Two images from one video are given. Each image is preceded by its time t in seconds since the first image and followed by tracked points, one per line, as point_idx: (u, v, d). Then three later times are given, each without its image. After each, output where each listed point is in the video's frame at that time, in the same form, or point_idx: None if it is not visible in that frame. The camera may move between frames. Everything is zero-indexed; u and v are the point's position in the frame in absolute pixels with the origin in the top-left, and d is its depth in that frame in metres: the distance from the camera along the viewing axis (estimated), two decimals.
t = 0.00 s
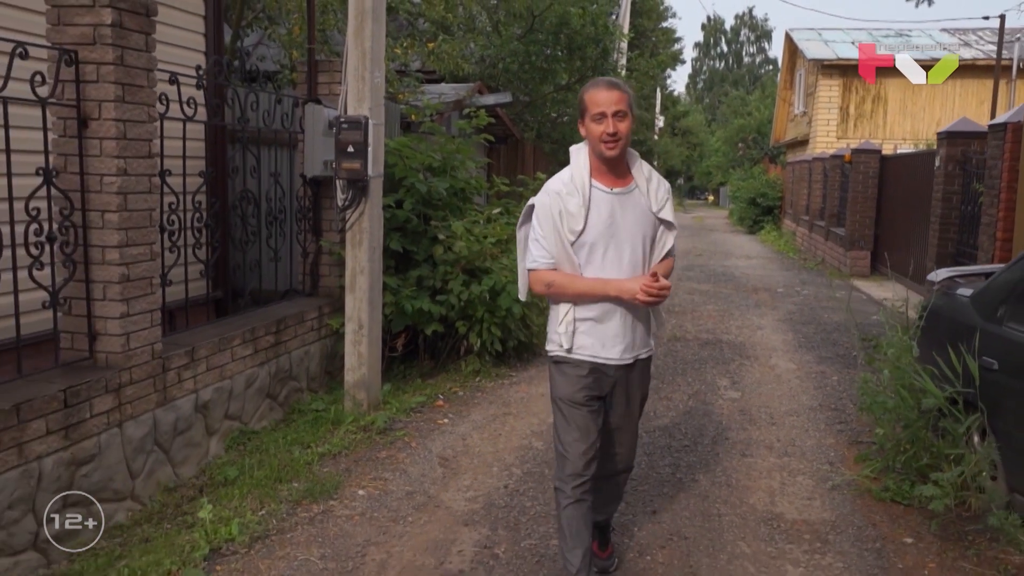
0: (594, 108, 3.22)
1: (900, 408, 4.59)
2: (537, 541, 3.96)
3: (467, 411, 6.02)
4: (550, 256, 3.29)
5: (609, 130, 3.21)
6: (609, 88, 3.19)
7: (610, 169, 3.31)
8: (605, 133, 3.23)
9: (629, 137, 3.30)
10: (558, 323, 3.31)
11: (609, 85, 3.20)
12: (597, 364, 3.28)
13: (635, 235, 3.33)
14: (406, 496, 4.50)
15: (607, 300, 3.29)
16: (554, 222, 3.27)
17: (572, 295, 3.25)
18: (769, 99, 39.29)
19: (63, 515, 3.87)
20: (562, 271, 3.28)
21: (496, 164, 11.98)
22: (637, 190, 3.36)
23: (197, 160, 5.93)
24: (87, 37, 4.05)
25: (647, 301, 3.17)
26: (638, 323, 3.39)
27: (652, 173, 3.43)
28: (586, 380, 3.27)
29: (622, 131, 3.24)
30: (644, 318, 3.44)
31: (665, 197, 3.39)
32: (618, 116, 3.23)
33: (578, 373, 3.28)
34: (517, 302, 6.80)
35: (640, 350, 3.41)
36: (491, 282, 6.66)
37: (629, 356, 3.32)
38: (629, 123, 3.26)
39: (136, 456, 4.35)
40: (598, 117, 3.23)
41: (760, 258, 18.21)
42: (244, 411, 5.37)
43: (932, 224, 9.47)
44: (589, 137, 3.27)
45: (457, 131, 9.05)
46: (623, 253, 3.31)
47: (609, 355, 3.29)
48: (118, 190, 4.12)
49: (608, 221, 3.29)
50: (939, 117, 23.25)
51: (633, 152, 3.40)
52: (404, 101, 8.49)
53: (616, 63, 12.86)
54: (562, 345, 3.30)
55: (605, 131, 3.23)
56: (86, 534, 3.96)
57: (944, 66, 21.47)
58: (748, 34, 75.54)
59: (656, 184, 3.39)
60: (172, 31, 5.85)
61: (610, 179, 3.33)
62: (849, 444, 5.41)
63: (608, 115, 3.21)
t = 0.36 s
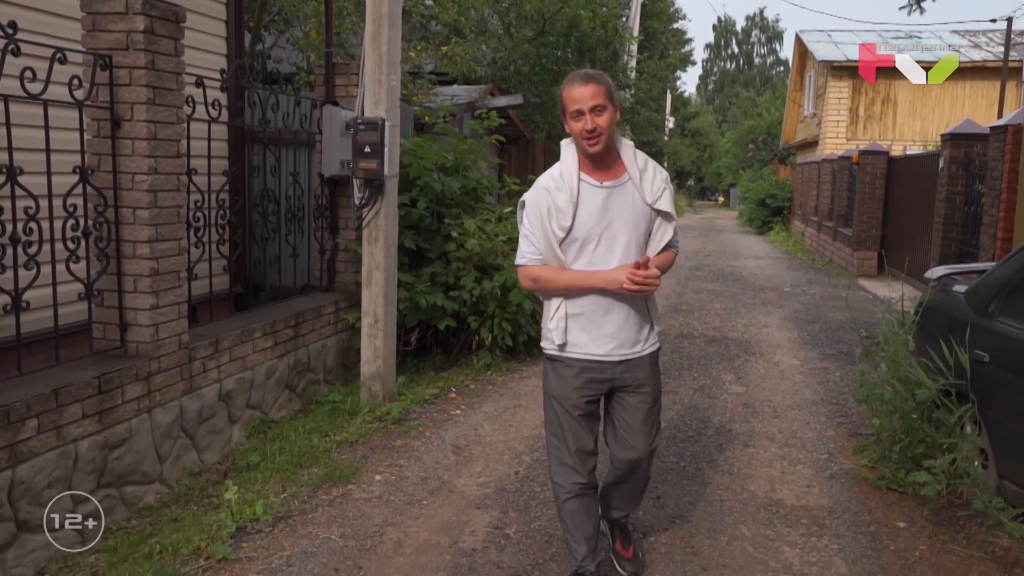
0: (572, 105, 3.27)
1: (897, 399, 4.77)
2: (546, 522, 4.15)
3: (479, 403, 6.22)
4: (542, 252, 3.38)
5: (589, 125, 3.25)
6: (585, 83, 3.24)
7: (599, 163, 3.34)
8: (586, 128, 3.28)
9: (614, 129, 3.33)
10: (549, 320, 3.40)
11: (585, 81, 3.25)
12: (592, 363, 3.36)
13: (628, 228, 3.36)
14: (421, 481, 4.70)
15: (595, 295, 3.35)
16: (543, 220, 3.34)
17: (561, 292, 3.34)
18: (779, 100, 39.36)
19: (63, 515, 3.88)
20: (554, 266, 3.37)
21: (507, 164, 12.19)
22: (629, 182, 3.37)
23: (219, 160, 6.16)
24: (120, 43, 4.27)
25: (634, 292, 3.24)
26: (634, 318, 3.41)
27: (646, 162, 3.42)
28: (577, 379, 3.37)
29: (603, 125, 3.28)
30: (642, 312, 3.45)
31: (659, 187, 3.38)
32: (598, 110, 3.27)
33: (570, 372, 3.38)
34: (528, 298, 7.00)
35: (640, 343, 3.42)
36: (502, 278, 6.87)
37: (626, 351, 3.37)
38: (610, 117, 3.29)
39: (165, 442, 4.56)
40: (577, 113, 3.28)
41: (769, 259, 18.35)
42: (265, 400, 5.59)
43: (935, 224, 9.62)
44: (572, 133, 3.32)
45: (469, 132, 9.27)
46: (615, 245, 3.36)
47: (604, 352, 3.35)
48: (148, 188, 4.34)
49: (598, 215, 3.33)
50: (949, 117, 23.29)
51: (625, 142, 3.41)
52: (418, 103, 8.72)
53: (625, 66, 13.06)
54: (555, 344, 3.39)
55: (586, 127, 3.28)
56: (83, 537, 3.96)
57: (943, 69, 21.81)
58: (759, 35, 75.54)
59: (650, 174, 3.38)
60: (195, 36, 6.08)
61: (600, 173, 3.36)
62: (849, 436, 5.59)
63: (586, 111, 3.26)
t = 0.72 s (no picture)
0: (576, 99, 3.19)
1: (889, 388, 4.97)
2: (553, 504, 4.35)
3: (487, 394, 6.41)
4: (537, 247, 3.34)
5: (590, 120, 3.17)
6: (589, 78, 3.15)
7: (599, 161, 3.26)
8: (589, 125, 3.19)
9: (617, 127, 3.23)
10: (540, 312, 3.35)
11: (591, 76, 3.16)
12: (582, 356, 3.26)
13: (623, 228, 3.23)
14: (433, 466, 4.90)
15: (586, 290, 3.26)
16: (537, 214, 3.30)
17: (550, 285, 3.29)
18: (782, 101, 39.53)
19: (63, 515, 3.90)
20: (546, 260, 3.33)
21: (512, 164, 12.40)
22: (629, 181, 3.24)
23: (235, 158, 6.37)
24: (147, 46, 4.47)
25: (611, 291, 3.14)
26: (630, 314, 3.26)
27: (651, 163, 3.27)
28: (569, 372, 3.30)
29: (605, 122, 3.18)
30: (640, 310, 3.27)
31: (660, 188, 3.21)
32: (601, 108, 3.17)
33: (563, 365, 3.31)
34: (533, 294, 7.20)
35: (637, 340, 3.24)
36: (509, 275, 7.07)
37: (617, 346, 3.23)
38: (614, 115, 3.19)
39: (187, 428, 4.76)
40: (581, 108, 3.19)
41: (770, 258, 18.54)
42: (280, 392, 5.78)
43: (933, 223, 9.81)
44: (575, 128, 3.24)
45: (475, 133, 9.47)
46: (606, 244, 3.24)
47: (594, 345, 3.24)
48: (173, 185, 4.54)
49: (591, 213, 3.24)
50: (950, 118, 23.46)
51: (631, 142, 3.29)
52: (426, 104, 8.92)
53: (628, 67, 13.28)
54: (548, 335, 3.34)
55: (588, 123, 3.19)
56: (84, 536, 3.98)
57: (942, 68, 22.31)
58: (762, 36, 75.70)
59: (652, 175, 3.23)
60: (211, 39, 6.28)
61: (600, 171, 3.27)
62: (845, 425, 5.78)
63: (590, 106, 3.16)
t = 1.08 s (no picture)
0: (604, 97, 3.24)
1: (882, 380, 5.17)
2: (560, 489, 4.55)
3: (493, 387, 6.61)
4: (553, 249, 3.41)
5: (616, 118, 3.20)
6: (617, 77, 3.20)
7: (619, 163, 3.29)
8: (615, 124, 3.22)
9: (642, 130, 3.25)
10: (557, 317, 3.41)
11: (621, 75, 3.21)
12: (593, 364, 3.29)
13: (636, 232, 3.23)
14: (442, 454, 5.09)
15: (598, 297, 3.28)
16: (555, 215, 3.38)
17: (562, 290, 3.34)
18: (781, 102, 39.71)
19: (64, 515, 3.89)
20: (561, 262, 3.38)
21: (515, 164, 12.61)
22: (646, 184, 3.25)
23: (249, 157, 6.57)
24: (170, 50, 4.66)
25: (616, 299, 3.15)
26: (642, 324, 3.25)
27: (672, 169, 3.27)
28: (581, 378, 3.33)
29: (632, 122, 3.21)
30: (654, 319, 3.25)
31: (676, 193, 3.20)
32: (629, 106, 3.20)
33: (575, 369, 3.34)
34: (538, 290, 7.40)
35: (649, 352, 3.23)
36: (514, 271, 7.26)
37: (628, 357, 3.24)
38: (641, 115, 3.22)
39: (207, 417, 4.96)
40: (608, 106, 3.23)
41: (769, 257, 18.75)
42: (293, 384, 5.97)
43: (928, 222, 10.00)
44: (600, 128, 3.28)
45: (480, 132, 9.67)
46: (617, 247, 3.25)
47: (605, 356, 3.27)
48: (195, 184, 4.73)
49: (605, 215, 3.27)
50: (948, 119, 23.65)
51: (654, 147, 3.30)
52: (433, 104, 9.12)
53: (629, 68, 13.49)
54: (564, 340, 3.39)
55: (615, 122, 3.22)
56: (85, 535, 3.97)
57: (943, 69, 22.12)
58: (762, 36, 75.90)
59: (670, 179, 3.23)
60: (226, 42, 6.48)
61: (619, 174, 3.30)
62: (840, 417, 5.98)
63: (619, 104, 3.20)
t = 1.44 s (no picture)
0: (618, 92, 3.24)
1: (874, 371, 5.38)
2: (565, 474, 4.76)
3: (498, 380, 6.81)
4: (567, 244, 3.42)
5: (628, 113, 3.20)
6: (631, 71, 3.20)
7: (635, 157, 3.29)
8: (629, 120, 3.22)
9: (656, 123, 3.25)
10: (569, 309, 3.40)
11: (634, 70, 3.21)
12: (601, 358, 3.28)
13: (654, 225, 3.24)
14: (452, 443, 5.29)
15: (613, 293, 3.28)
16: (569, 209, 3.39)
17: (577, 283, 3.35)
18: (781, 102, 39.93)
19: (63, 515, 3.89)
20: (576, 258, 3.38)
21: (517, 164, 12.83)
22: (663, 178, 3.26)
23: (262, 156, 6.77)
24: (190, 54, 4.86)
25: (632, 296, 3.14)
26: (656, 323, 3.25)
27: (689, 162, 3.28)
28: (585, 372, 3.30)
29: (646, 117, 3.21)
30: (670, 319, 3.25)
31: (694, 185, 3.21)
32: (644, 105, 3.21)
33: (581, 363, 3.32)
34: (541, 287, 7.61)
35: (661, 351, 3.25)
36: (518, 268, 7.47)
37: (639, 354, 3.24)
38: (654, 109, 3.21)
39: (225, 407, 5.16)
40: (623, 103, 3.22)
41: (768, 256, 18.96)
42: (306, 376, 6.17)
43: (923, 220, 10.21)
44: (614, 122, 3.28)
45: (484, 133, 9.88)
46: (635, 241, 3.26)
47: (615, 351, 3.26)
48: (214, 182, 4.92)
49: (622, 209, 3.28)
50: (946, 119, 23.84)
51: (671, 140, 3.30)
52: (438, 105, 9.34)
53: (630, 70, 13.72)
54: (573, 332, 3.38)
55: (629, 117, 3.22)
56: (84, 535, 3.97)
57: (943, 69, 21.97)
58: (762, 36, 76.13)
59: (687, 172, 3.24)
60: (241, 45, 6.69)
61: (635, 168, 3.31)
62: (835, 408, 6.19)
63: (632, 101, 3.20)
